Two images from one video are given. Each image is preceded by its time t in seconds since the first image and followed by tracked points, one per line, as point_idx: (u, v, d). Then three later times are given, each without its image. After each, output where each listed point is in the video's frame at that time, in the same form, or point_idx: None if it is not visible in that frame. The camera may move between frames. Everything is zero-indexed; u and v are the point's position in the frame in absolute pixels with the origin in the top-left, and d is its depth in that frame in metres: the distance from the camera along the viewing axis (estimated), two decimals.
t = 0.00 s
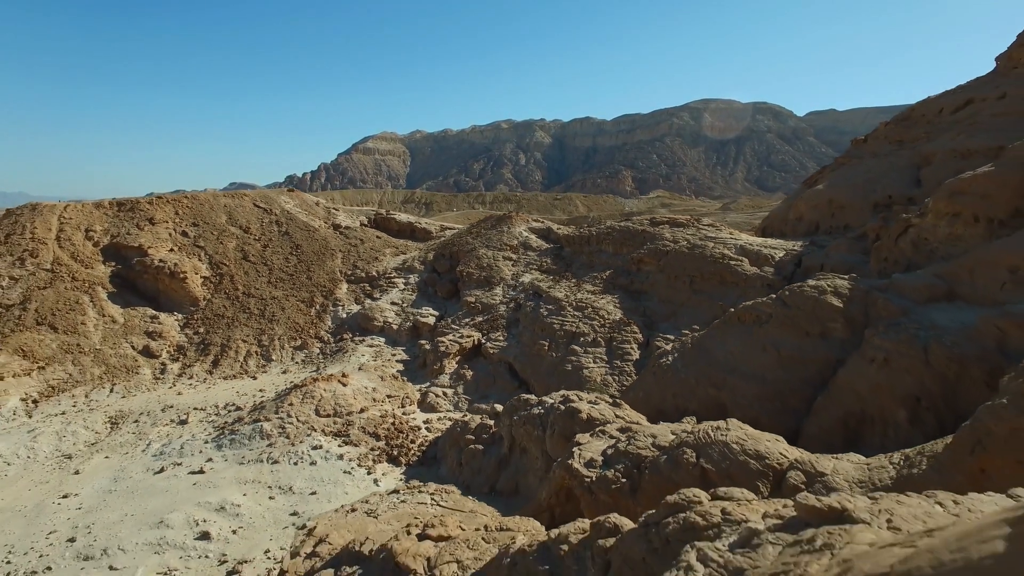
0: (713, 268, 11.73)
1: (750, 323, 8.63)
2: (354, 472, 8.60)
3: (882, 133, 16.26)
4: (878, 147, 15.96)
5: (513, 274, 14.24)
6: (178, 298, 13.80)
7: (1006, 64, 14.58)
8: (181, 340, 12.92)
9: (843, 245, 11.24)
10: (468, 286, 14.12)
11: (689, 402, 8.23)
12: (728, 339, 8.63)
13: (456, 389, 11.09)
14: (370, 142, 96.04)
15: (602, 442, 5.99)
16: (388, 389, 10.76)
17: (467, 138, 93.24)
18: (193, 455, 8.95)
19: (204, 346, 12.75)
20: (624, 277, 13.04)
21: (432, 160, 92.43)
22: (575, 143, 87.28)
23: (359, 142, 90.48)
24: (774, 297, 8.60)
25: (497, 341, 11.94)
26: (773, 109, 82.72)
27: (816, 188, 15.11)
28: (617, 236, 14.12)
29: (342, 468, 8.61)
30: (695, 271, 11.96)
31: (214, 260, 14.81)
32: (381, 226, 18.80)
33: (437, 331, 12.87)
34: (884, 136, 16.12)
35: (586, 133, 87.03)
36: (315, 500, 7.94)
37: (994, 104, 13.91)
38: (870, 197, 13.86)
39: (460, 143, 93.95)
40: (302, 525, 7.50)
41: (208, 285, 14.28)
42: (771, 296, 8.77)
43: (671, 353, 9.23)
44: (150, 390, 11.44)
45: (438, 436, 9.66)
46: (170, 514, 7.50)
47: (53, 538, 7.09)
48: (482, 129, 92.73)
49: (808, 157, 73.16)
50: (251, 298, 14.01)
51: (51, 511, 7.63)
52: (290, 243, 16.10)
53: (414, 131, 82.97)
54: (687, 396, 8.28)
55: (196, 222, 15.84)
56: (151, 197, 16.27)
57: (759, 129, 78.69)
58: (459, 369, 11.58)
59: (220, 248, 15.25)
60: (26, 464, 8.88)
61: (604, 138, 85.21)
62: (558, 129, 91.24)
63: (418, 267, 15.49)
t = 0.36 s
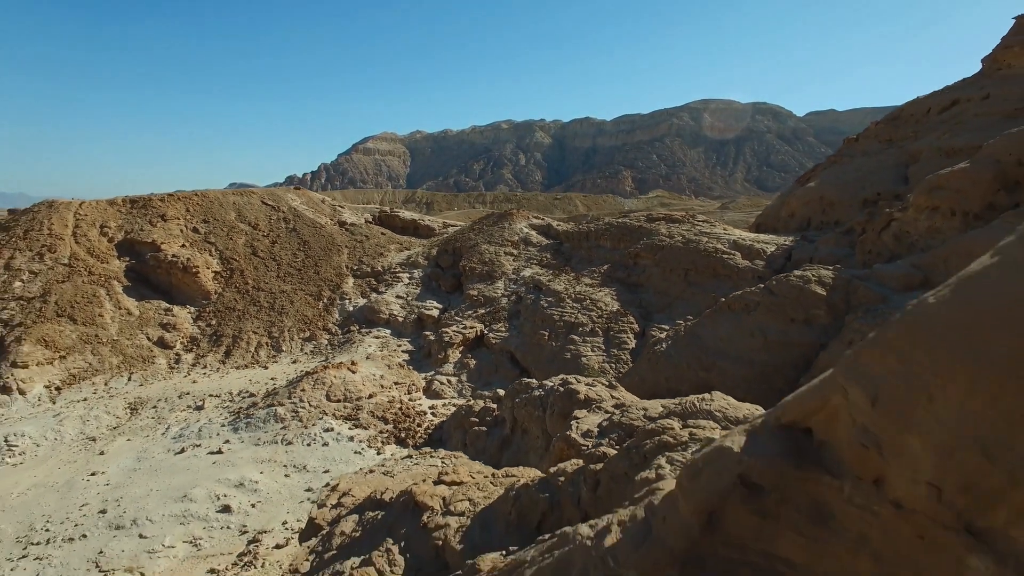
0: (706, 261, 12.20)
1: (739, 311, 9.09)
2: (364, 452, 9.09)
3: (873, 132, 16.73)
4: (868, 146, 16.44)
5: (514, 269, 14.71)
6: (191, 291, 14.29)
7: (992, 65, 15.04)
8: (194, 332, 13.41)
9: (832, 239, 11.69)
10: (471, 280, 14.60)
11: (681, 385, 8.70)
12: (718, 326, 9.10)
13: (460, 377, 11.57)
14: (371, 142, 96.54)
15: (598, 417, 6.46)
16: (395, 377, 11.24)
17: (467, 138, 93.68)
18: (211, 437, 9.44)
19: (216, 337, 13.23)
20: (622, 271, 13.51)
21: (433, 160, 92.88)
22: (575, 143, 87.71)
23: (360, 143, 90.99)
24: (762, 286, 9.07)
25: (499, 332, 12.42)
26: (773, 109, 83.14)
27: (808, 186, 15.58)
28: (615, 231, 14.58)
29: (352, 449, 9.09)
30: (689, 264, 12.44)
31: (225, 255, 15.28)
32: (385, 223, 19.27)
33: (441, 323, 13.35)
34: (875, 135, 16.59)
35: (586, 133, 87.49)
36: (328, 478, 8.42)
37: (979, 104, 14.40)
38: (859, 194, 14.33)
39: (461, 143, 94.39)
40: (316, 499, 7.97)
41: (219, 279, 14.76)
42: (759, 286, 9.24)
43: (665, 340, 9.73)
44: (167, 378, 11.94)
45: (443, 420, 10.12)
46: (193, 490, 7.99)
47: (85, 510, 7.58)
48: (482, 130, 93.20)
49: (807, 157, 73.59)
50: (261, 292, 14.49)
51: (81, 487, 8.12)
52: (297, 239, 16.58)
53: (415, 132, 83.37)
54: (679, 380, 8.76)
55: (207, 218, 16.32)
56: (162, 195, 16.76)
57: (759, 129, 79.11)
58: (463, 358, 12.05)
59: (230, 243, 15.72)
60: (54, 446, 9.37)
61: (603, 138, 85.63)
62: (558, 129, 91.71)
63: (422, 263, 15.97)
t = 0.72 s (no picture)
0: (701, 256, 12.63)
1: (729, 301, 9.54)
2: (372, 436, 9.50)
3: (865, 131, 17.13)
4: (861, 145, 16.84)
5: (515, 264, 15.12)
6: (201, 286, 14.73)
7: (980, 66, 15.47)
8: (205, 324, 13.85)
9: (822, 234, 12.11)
10: (473, 275, 15.02)
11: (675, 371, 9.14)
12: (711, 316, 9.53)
13: (463, 367, 12.00)
14: (371, 142, 96.77)
15: (595, 396, 6.88)
16: (401, 367, 11.67)
17: (467, 138, 93.86)
18: (226, 423, 9.88)
19: (227, 330, 13.67)
20: (619, 266, 13.93)
21: (433, 160, 93.06)
22: (575, 143, 87.90)
23: (360, 143, 91.23)
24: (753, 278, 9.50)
25: (500, 324, 12.85)
26: (773, 109, 83.40)
27: (801, 183, 15.99)
28: (613, 228, 15.00)
29: (361, 433, 9.52)
30: (685, 259, 12.86)
31: (233, 251, 15.71)
32: (388, 220, 19.68)
33: (444, 316, 13.76)
34: (868, 133, 17.00)
35: (586, 133, 87.72)
36: (338, 459, 8.83)
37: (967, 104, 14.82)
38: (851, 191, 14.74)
39: (461, 143, 94.59)
40: (328, 478, 8.40)
41: (229, 274, 15.19)
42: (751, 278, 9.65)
43: (661, 330, 10.18)
44: (180, 368, 12.39)
45: (447, 406, 10.54)
46: (211, 470, 8.42)
47: (110, 488, 8.03)
48: (483, 130, 93.44)
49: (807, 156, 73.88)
50: (269, 286, 14.93)
51: (105, 467, 8.56)
52: (304, 236, 17.00)
53: (415, 132, 83.82)
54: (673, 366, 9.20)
55: (215, 215, 16.73)
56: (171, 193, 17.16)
57: (758, 128, 79.39)
58: (466, 349, 12.48)
59: (238, 239, 16.14)
60: (76, 431, 9.82)
61: (603, 138, 85.81)
62: (558, 129, 91.92)
63: (425, 259, 16.39)
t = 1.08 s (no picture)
0: (696, 251, 13.04)
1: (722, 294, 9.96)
2: (380, 423, 9.88)
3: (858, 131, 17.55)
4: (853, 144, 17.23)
5: (516, 260, 15.51)
6: (211, 282, 15.14)
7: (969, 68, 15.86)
8: (215, 319, 14.25)
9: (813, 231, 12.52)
10: (475, 272, 15.43)
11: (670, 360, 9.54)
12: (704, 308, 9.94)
13: (466, 358, 12.40)
14: (371, 143, 97.05)
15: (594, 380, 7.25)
16: (406, 359, 12.08)
17: (467, 138, 94.11)
18: (239, 411, 10.30)
19: (236, 324, 14.08)
20: (617, 262, 14.33)
21: (433, 160, 93.38)
22: (575, 143, 88.16)
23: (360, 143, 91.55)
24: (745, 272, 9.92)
25: (502, 318, 13.24)
26: (772, 109, 83.68)
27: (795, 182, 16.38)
28: (611, 225, 15.40)
29: (369, 420, 9.93)
30: (680, 255, 13.28)
31: (241, 248, 16.11)
32: (391, 219, 20.09)
33: (447, 310, 14.15)
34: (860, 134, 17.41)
35: (586, 134, 88.02)
36: (347, 443, 9.24)
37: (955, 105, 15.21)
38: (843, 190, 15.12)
39: (460, 144, 94.89)
40: (338, 462, 8.80)
41: (237, 270, 15.60)
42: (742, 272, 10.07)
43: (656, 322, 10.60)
44: (192, 360, 12.81)
45: (451, 395, 10.92)
46: (226, 454, 8.83)
47: (132, 470, 8.46)
48: (482, 130, 93.78)
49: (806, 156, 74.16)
50: (276, 282, 15.33)
51: (125, 452, 8.98)
52: (309, 233, 17.40)
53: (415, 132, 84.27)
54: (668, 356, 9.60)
55: (223, 213, 17.13)
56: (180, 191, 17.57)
57: (758, 129, 79.71)
58: (469, 342, 12.87)
59: (246, 236, 16.54)
60: (95, 419, 10.23)
61: (603, 138, 86.07)
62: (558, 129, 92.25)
63: (428, 255, 16.80)
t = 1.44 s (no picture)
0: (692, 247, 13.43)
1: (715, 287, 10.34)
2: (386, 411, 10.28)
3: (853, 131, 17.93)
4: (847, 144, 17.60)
5: (517, 256, 15.91)
6: (219, 277, 15.54)
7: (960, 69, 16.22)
8: (224, 313, 14.65)
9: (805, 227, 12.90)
10: (477, 268, 15.83)
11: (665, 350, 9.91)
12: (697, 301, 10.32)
13: (469, 350, 12.78)
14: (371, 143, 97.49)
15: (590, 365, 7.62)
16: (411, 351, 12.48)
17: (467, 138, 94.48)
18: (251, 400, 10.70)
19: (244, 318, 14.49)
20: (615, 257, 14.71)
21: (433, 160, 93.66)
22: (575, 143, 88.39)
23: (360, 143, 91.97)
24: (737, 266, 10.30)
25: (503, 312, 13.63)
26: (772, 109, 83.90)
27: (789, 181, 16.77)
28: (609, 223, 15.80)
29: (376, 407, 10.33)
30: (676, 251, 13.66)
31: (248, 245, 16.51)
32: (394, 216, 20.50)
33: (450, 304, 14.54)
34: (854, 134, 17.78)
35: (586, 134, 88.30)
36: (356, 429, 9.64)
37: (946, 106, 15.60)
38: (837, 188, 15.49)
39: (460, 144, 95.22)
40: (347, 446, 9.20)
41: (244, 266, 16.00)
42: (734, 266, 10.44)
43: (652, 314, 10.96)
44: (203, 352, 13.23)
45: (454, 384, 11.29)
46: (240, 438, 9.25)
47: (151, 454, 8.88)
48: (483, 130, 94.13)
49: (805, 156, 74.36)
50: (283, 278, 15.73)
51: (143, 437, 9.40)
52: (315, 230, 17.80)
53: (416, 132, 84.76)
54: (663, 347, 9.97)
55: (230, 211, 17.53)
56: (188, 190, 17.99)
57: (758, 129, 79.94)
58: (471, 335, 13.26)
59: (253, 233, 16.94)
60: (113, 407, 10.66)
61: (602, 138, 86.40)
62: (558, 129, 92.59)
63: (431, 252, 17.20)
